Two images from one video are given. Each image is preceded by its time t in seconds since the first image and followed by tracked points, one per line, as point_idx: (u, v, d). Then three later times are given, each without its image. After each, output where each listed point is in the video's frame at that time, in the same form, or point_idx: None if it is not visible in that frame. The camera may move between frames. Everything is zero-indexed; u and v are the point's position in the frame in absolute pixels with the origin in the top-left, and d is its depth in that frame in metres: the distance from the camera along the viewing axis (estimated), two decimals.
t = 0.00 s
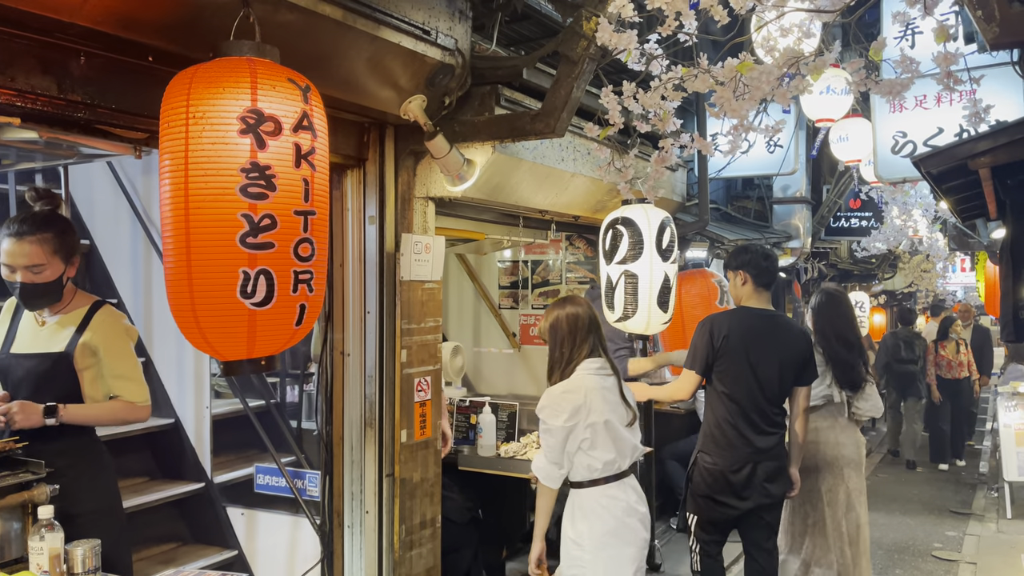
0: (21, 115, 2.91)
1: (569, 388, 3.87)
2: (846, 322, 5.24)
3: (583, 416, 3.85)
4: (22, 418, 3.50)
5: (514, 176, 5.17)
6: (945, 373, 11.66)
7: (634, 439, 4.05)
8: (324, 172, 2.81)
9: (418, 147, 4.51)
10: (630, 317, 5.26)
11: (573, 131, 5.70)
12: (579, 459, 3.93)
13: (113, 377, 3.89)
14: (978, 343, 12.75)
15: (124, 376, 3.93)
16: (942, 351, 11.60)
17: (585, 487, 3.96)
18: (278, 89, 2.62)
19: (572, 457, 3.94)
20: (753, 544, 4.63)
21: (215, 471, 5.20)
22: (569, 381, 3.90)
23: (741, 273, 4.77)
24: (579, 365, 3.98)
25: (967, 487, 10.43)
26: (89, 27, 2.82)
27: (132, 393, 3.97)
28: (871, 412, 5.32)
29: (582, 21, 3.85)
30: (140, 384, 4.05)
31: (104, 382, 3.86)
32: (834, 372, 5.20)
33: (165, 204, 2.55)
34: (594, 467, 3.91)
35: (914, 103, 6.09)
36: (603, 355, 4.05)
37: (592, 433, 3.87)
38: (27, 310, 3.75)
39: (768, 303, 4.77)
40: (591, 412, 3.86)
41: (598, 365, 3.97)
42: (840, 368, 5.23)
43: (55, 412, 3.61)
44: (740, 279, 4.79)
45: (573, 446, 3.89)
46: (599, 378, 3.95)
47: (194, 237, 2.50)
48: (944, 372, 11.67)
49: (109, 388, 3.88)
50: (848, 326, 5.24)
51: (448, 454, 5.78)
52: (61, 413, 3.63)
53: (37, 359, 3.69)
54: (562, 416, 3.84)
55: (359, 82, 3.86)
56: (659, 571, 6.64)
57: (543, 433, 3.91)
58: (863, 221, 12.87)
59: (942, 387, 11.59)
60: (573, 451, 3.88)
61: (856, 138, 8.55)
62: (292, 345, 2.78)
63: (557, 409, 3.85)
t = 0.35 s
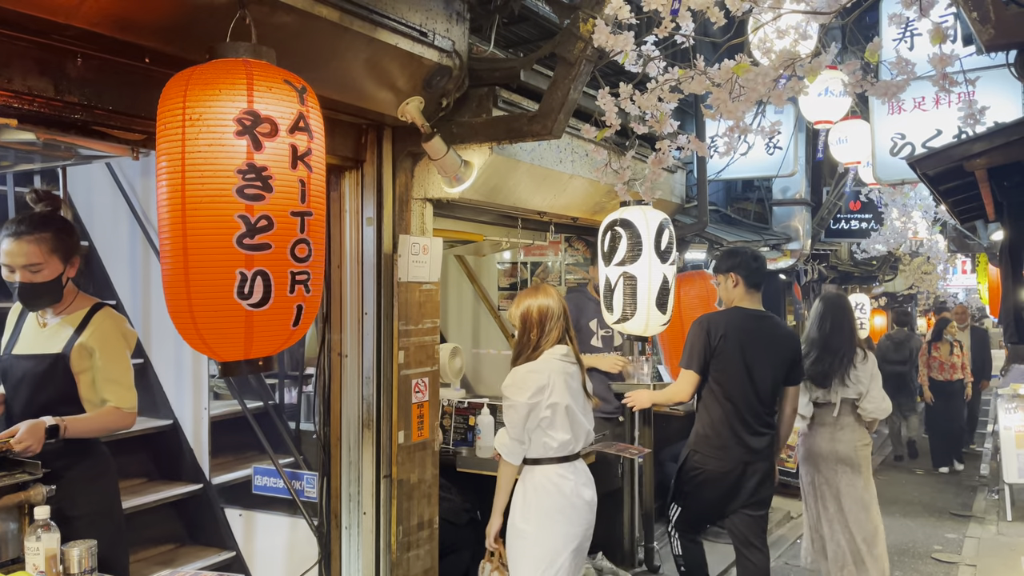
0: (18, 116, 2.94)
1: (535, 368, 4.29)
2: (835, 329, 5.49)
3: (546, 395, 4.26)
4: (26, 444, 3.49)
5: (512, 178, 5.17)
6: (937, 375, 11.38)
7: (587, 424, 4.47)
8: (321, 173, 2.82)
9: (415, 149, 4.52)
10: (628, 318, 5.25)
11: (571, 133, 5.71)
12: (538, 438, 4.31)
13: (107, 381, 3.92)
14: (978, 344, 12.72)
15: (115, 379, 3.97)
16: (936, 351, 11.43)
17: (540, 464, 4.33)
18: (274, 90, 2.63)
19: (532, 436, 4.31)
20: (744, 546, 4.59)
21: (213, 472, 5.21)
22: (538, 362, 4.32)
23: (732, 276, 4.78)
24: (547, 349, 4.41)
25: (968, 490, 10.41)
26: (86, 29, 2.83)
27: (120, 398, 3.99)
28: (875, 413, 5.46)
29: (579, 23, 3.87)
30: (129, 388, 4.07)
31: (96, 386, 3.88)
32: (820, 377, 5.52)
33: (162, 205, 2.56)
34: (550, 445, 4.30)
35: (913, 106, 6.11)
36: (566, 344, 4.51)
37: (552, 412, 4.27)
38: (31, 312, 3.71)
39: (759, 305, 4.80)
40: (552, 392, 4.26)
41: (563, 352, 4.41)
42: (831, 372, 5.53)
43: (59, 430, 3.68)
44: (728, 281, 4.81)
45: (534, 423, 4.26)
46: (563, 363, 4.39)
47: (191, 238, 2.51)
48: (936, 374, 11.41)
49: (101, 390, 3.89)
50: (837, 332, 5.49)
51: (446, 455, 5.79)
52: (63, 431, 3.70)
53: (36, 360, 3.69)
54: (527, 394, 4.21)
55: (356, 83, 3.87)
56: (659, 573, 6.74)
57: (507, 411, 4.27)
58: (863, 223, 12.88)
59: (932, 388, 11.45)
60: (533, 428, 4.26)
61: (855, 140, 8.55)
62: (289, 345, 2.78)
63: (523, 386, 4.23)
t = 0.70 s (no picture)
0: (20, 117, 2.96)
1: (514, 362, 4.41)
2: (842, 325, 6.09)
3: (524, 389, 4.39)
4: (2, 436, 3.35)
5: (512, 179, 5.18)
6: (932, 379, 11.32)
7: (566, 420, 4.58)
8: (322, 175, 2.84)
9: (416, 150, 4.53)
10: (629, 318, 5.25)
11: (571, 134, 5.71)
12: (513, 430, 4.41)
13: (99, 383, 3.85)
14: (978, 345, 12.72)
15: (109, 382, 3.88)
16: (931, 356, 11.28)
17: (516, 456, 4.42)
18: (275, 92, 2.64)
19: (508, 428, 4.42)
20: (733, 541, 4.98)
21: (214, 472, 5.22)
22: (518, 357, 4.44)
23: (703, 280, 5.22)
24: (528, 345, 4.54)
25: (969, 491, 10.41)
26: (87, 30, 2.85)
27: (110, 401, 3.87)
28: (874, 407, 6.05)
29: (579, 24, 3.88)
30: (122, 391, 3.95)
31: (90, 388, 3.85)
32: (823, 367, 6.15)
33: (164, 207, 2.57)
34: (525, 437, 4.39)
35: (913, 107, 6.12)
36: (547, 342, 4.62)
37: (527, 405, 4.39)
38: (33, 314, 3.87)
39: (730, 304, 5.25)
40: (529, 387, 4.39)
41: (543, 348, 4.53)
42: (835, 364, 6.15)
43: (42, 424, 3.57)
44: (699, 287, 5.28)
45: (510, 415, 4.39)
46: (545, 359, 4.52)
47: (192, 240, 2.52)
48: (931, 378, 11.36)
49: (93, 393, 3.84)
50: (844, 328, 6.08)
51: (447, 456, 5.79)
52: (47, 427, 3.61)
53: (35, 359, 3.78)
54: (504, 386, 4.36)
55: (357, 84, 3.88)
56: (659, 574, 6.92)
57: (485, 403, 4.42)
58: (863, 224, 12.87)
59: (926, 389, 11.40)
60: (509, 420, 4.38)
61: (856, 141, 8.56)
62: (290, 346, 2.79)
63: (502, 379, 4.37)
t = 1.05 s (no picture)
0: (21, 117, 2.97)
1: (478, 362, 4.46)
2: (867, 328, 6.54)
3: (487, 387, 4.45)
4: None
5: (514, 179, 5.18)
6: (932, 379, 11.23)
7: (531, 420, 4.62)
8: (322, 174, 2.84)
9: (418, 150, 4.52)
10: (630, 318, 5.24)
11: (572, 133, 5.70)
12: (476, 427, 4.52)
13: (99, 382, 3.87)
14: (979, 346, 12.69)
15: (108, 381, 3.89)
16: (931, 355, 11.17)
17: (482, 452, 4.56)
18: (276, 91, 2.64)
19: (472, 426, 4.53)
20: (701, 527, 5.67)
21: (215, 473, 5.22)
22: (484, 357, 4.49)
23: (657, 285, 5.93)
24: (496, 344, 4.58)
25: (971, 492, 10.40)
26: (88, 29, 2.85)
27: (110, 399, 3.88)
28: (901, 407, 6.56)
29: (581, 23, 3.87)
30: (123, 391, 3.96)
31: (92, 387, 3.86)
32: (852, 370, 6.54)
33: (163, 205, 2.57)
34: (487, 434, 4.51)
35: (916, 106, 6.10)
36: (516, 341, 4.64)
37: (490, 404, 4.47)
38: (33, 313, 3.85)
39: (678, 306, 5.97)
40: (491, 386, 4.45)
41: (509, 348, 4.56)
42: (862, 365, 6.57)
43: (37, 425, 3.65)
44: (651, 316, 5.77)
45: (473, 413, 4.48)
46: (512, 358, 4.55)
47: (192, 239, 2.52)
48: (930, 377, 11.23)
49: (93, 393, 3.85)
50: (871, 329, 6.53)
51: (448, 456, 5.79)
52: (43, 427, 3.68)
53: (36, 360, 3.79)
54: (467, 385, 4.43)
55: (359, 84, 3.88)
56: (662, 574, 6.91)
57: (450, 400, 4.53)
58: (865, 224, 12.83)
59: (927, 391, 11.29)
60: (472, 418, 4.49)
61: (858, 141, 8.54)
62: (289, 345, 2.79)
63: (466, 378, 4.43)
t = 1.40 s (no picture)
0: (23, 117, 2.98)
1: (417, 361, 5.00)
2: (877, 329, 6.83)
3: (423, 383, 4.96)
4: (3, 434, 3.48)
5: (516, 179, 5.17)
6: (934, 379, 11.12)
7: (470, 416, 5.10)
8: (324, 174, 2.83)
9: (420, 150, 4.51)
10: (632, 319, 5.23)
11: (574, 133, 5.69)
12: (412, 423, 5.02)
13: (101, 382, 3.89)
14: (980, 347, 12.67)
15: (111, 380, 3.92)
16: (933, 355, 11.07)
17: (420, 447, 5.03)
18: (277, 91, 2.64)
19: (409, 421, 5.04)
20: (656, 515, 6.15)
21: (217, 473, 5.21)
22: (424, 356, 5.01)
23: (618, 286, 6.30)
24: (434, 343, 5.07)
25: (974, 492, 10.41)
26: (90, 29, 2.85)
27: (114, 399, 3.93)
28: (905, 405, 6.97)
29: (583, 23, 3.87)
30: (125, 390, 4.00)
31: (93, 387, 3.88)
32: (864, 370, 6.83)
33: (164, 205, 2.57)
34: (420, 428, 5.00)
35: (918, 107, 6.09)
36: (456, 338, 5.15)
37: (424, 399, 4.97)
38: (33, 313, 3.84)
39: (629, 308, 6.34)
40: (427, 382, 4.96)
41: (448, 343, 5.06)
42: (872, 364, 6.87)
43: (45, 424, 3.67)
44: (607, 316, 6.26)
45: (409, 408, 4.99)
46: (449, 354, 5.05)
47: (193, 239, 2.52)
48: (934, 378, 11.12)
49: (95, 392, 3.88)
50: (877, 331, 6.86)
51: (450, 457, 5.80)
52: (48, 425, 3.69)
53: (36, 360, 3.78)
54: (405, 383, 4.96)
55: (361, 83, 3.87)
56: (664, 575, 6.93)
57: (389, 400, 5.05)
58: (867, 224, 12.81)
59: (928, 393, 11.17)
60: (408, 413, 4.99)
61: (860, 142, 8.53)
62: (290, 345, 2.79)
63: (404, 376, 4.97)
